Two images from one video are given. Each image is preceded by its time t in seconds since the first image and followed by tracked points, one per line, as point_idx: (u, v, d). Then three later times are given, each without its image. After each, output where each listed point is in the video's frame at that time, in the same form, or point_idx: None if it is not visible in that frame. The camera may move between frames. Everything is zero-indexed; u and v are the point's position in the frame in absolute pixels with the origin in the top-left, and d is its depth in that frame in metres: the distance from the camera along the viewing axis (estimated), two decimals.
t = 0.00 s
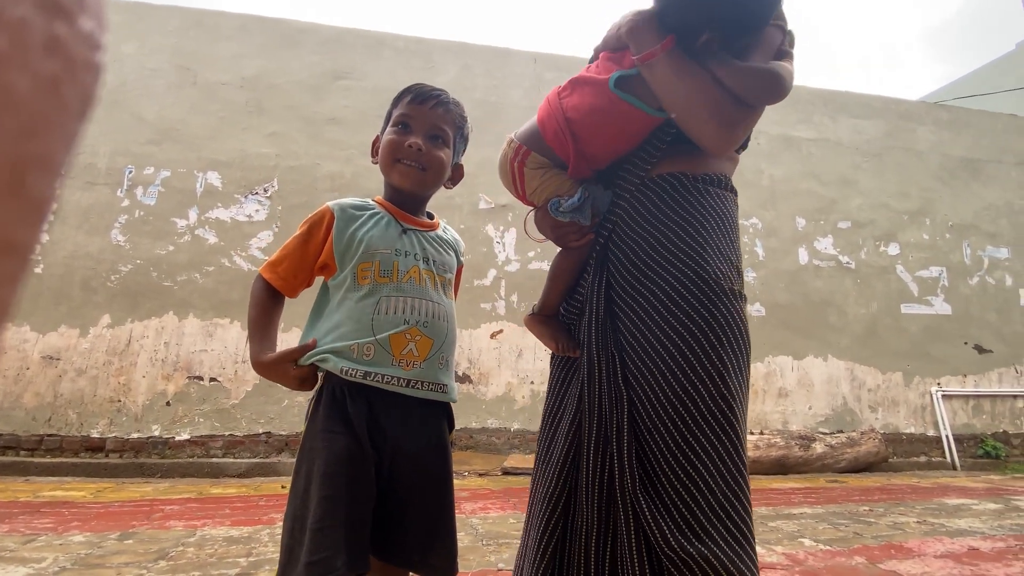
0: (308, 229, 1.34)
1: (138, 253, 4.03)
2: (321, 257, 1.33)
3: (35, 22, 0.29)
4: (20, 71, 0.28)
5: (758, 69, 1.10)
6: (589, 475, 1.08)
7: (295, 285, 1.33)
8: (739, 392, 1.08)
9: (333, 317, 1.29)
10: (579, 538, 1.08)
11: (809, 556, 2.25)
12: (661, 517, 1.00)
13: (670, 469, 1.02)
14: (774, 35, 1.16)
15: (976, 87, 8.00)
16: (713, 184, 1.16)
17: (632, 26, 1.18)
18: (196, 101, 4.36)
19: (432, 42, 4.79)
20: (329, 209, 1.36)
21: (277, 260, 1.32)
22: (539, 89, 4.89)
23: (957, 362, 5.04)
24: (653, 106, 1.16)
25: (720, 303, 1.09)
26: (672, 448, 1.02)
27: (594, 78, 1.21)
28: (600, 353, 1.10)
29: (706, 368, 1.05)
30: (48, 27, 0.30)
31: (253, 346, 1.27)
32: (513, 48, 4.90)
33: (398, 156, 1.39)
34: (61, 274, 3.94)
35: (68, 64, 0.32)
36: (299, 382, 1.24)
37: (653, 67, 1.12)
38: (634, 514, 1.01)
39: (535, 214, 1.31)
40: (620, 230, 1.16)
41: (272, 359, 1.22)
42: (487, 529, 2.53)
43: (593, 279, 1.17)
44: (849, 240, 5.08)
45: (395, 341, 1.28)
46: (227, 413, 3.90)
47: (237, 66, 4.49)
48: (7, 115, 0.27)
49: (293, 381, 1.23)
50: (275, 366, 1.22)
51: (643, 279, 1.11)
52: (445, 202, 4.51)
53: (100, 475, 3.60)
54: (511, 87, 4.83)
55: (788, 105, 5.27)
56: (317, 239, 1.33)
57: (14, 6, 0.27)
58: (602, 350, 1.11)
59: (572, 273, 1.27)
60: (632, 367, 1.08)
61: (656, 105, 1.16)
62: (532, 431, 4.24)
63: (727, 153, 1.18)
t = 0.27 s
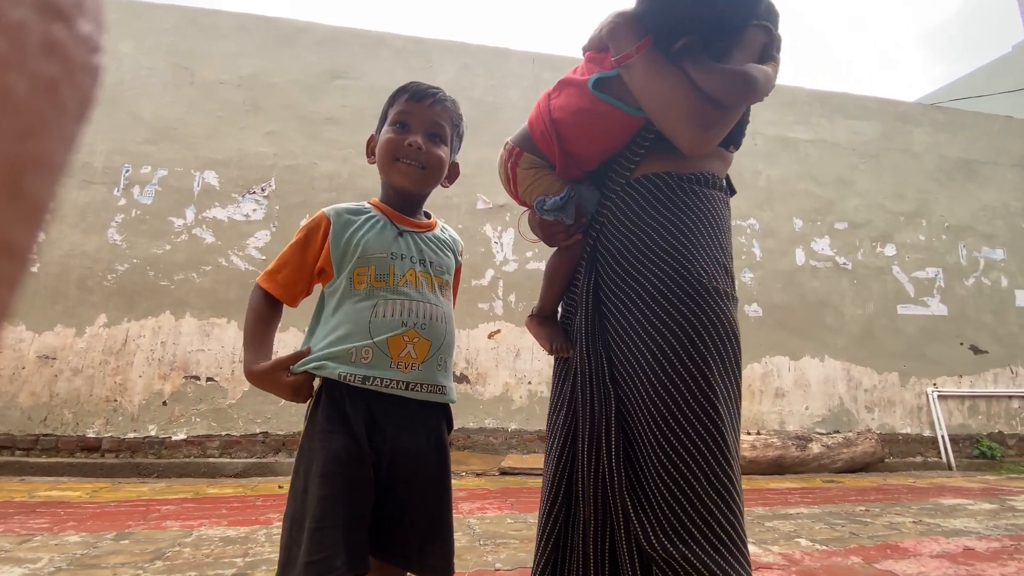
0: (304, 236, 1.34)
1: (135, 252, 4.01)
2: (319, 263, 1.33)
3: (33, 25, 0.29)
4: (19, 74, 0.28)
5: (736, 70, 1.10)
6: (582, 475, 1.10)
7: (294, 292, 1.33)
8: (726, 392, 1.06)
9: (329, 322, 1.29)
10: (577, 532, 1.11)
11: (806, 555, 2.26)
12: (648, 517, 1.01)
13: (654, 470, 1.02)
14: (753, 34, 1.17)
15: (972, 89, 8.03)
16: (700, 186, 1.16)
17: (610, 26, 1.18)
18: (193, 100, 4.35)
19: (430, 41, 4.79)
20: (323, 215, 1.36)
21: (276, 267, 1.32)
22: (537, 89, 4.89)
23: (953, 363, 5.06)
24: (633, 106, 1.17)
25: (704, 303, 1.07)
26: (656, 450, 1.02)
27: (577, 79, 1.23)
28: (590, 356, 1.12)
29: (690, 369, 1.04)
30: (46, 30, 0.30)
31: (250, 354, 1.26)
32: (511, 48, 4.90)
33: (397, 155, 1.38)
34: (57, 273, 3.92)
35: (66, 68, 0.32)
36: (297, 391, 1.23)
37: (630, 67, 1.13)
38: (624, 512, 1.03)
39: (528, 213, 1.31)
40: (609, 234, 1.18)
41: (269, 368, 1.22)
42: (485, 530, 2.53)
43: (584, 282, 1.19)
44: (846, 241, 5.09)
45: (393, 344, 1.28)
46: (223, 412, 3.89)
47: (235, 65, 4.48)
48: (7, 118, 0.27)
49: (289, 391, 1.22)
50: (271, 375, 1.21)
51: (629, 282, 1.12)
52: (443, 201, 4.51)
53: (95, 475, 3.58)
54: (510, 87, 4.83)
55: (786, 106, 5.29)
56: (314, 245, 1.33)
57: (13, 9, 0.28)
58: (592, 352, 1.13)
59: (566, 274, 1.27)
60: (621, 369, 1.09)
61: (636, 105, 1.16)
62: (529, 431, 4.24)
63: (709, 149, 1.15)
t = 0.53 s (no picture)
0: (303, 242, 1.34)
1: (131, 252, 4.00)
2: (317, 267, 1.33)
3: (38, 24, 0.29)
4: (22, 71, 0.27)
5: (727, 86, 1.12)
6: (571, 478, 1.09)
7: (294, 298, 1.33)
8: (713, 392, 1.08)
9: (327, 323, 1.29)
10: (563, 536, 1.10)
11: (802, 557, 2.26)
12: (638, 518, 1.01)
13: (644, 471, 1.02)
14: (740, 54, 1.19)
15: (967, 92, 8.07)
16: (688, 191, 1.17)
17: (604, 38, 1.19)
18: (190, 101, 4.34)
19: (428, 43, 4.80)
20: (322, 220, 1.36)
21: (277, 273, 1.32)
22: (535, 91, 4.90)
23: (948, 365, 5.08)
24: (623, 114, 1.17)
25: (692, 303, 1.08)
26: (646, 450, 1.02)
27: (567, 86, 1.23)
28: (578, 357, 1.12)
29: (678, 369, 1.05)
30: (50, 27, 0.30)
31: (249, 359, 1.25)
32: (509, 50, 4.91)
33: (395, 170, 1.39)
34: (53, 273, 3.91)
35: (69, 66, 0.32)
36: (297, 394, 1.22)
37: (623, 77, 1.13)
38: (613, 513, 1.03)
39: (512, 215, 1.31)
40: (596, 236, 1.18)
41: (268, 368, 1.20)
42: (482, 532, 2.52)
43: (570, 284, 1.18)
44: (842, 243, 5.11)
45: (392, 342, 1.28)
46: (220, 414, 3.88)
47: (233, 66, 4.47)
48: (12, 115, 0.27)
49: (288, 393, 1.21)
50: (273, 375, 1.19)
51: (618, 283, 1.12)
52: (441, 203, 4.51)
53: (91, 477, 3.57)
54: (507, 89, 4.84)
55: (783, 109, 5.31)
56: (314, 252, 1.34)
57: (18, 7, 0.27)
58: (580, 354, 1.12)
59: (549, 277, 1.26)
60: (609, 370, 1.09)
61: (626, 113, 1.17)
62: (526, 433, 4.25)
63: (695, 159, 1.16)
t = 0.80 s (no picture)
0: (301, 236, 1.36)
1: (130, 254, 4.00)
2: (313, 263, 1.34)
3: (32, 16, 0.29)
4: (16, 64, 0.28)
5: (727, 100, 1.17)
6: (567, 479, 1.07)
7: (290, 293, 1.34)
8: (706, 391, 1.10)
9: (325, 322, 1.30)
10: (557, 542, 1.07)
11: (802, 562, 2.26)
12: (639, 520, 0.99)
13: (645, 470, 1.02)
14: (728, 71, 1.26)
15: (966, 97, 8.10)
16: (679, 197, 1.20)
17: (609, 41, 1.19)
18: (191, 103, 4.34)
19: (428, 47, 4.81)
20: (322, 215, 1.37)
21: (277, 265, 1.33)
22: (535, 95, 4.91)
23: (948, 370, 5.08)
24: (626, 119, 1.18)
25: (690, 304, 1.10)
26: (648, 449, 1.02)
27: (571, 87, 1.21)
28: (575, 355, 1.10)
29: (678, 368, 1.06)
30: (46, 21, 0.30)
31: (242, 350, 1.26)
32: (509, 54, 4.92)
33: (393, 162, 1.39)
34: (52, 276, 3.90)
35: (68, 62, 0.32)
36: (278, 393, 1.21)
37: (633, 83, 1.14)
38: (611, 517, 1.01)
39: (501, 214, 1.25)
40: (591, 235, 1.17)
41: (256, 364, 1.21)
42: (481, 536, 2.51)
43: (564, 282, 1.16)
44: (841, 248, 5.12)
45: (383, 343, 1.27)
46: (218, 416, 3.87)
47: (233, 68, 4.48)
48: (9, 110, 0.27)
49: (272, 391, 1.21)
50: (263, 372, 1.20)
51: (617, 281, 1.11)
52: (441, 206, 4.51)
53: (88, 480, 3.55)
54: (508, 92, 4.85)
55: (782, 113, 5.32)
56: (314, 247, 1.35)
57: None
58: (576, 352, 1.10)
59: (537, 278, 1.23)
60: (608, 368, 1.08)
61: (629, 118, 1.18)
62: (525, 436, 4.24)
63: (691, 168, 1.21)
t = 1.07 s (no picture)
0: (302, 237, 1.36)
1: (130, 256, 4.00)
2: (314, 264, 1.35)
3: (35, 20, 0.29)
4: (21, 69, 0.28)
5: (722, 110, 1.20)
6: (562, 483, 1.06)
7: (290, 293, 1.34)
8: (701, 395, 1.11)
9: (325, 325, 1.30)
10: (550, 549, 1.06)
11: (801, 566, 2.25)
12: (636, 524, 0.99)
13: (642, 475, 1.02)
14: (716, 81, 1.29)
15: (966, 101, 8.11)
16: (671, 203, 1.20)
17: (608, 45, 1.19)
18: (192, 106, 4.35)
19: (429, 50, 4.82)
20: (322, 216, 1.37)
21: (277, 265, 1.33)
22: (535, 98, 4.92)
23: (948, 373, 5.07)
24: (623, 123, 1.19)
25: (683, 308, 1.11)
26: (644, 452, 1.02)
27: (570, 89, 1.21)
28: (571, 358, 1.09)
29: (674, 371, 1.07)
30: (49, 25, 0.30)
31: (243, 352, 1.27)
32: (510, 57, 4.93)
33: (395, 165, 1.39)
34: (52, 277, 3.90)
35: (69, 66, 0.32)
36: (280, 396, 1.21)
37: (634, 90, 1.14)
38: (608, 522, 1.00)
39: (492, 214, 1.25)
40: (586, 238, 1.16)
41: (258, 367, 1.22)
42: (480, 539, 2.51)
43: (559, 285, 1.16)
44: (841, 251, 5.12)
45: (385, 347, 1.27)
46: (218, 419, 3.86)
47: (234, 71, 4.49)
48: (10, 114, 0.27)
49: (274, 394, 1.21)
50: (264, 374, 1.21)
51: (613, 284, 1.11)
52: (441, 208, 4.52)
53: (87, 482, 3.54)
54: (508, 95, 4.86)
55: (782, 117, 5.32)
56: (314, 247, 1.35)
57: (14, 5, 0.27)
58: (572, 355, 1.10)
59: (529, 282, 1.22)
60: (604, 372, 1.07)
61: (626, 124, 1.19)
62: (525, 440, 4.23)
63: (684, 177, 1.22)
